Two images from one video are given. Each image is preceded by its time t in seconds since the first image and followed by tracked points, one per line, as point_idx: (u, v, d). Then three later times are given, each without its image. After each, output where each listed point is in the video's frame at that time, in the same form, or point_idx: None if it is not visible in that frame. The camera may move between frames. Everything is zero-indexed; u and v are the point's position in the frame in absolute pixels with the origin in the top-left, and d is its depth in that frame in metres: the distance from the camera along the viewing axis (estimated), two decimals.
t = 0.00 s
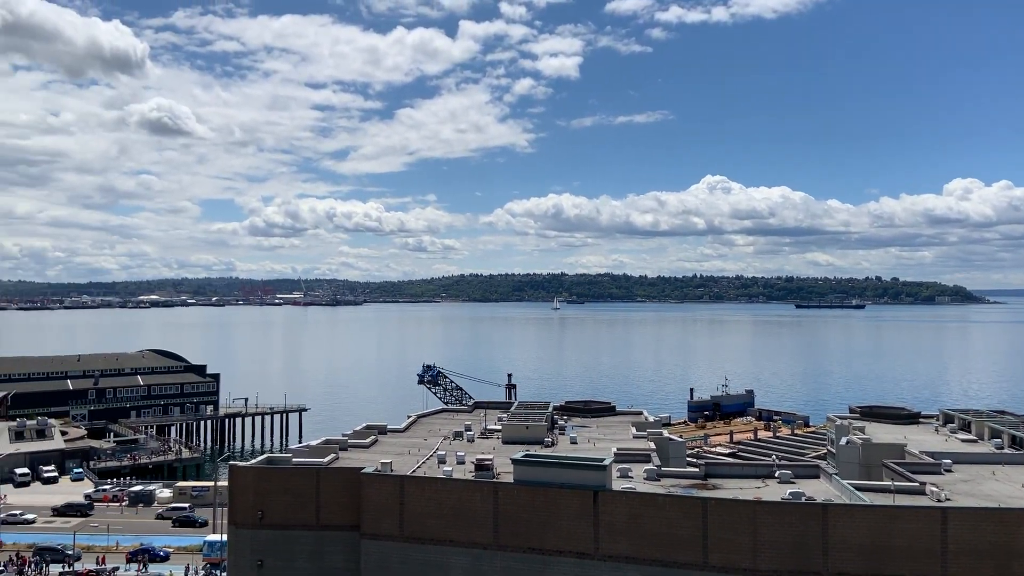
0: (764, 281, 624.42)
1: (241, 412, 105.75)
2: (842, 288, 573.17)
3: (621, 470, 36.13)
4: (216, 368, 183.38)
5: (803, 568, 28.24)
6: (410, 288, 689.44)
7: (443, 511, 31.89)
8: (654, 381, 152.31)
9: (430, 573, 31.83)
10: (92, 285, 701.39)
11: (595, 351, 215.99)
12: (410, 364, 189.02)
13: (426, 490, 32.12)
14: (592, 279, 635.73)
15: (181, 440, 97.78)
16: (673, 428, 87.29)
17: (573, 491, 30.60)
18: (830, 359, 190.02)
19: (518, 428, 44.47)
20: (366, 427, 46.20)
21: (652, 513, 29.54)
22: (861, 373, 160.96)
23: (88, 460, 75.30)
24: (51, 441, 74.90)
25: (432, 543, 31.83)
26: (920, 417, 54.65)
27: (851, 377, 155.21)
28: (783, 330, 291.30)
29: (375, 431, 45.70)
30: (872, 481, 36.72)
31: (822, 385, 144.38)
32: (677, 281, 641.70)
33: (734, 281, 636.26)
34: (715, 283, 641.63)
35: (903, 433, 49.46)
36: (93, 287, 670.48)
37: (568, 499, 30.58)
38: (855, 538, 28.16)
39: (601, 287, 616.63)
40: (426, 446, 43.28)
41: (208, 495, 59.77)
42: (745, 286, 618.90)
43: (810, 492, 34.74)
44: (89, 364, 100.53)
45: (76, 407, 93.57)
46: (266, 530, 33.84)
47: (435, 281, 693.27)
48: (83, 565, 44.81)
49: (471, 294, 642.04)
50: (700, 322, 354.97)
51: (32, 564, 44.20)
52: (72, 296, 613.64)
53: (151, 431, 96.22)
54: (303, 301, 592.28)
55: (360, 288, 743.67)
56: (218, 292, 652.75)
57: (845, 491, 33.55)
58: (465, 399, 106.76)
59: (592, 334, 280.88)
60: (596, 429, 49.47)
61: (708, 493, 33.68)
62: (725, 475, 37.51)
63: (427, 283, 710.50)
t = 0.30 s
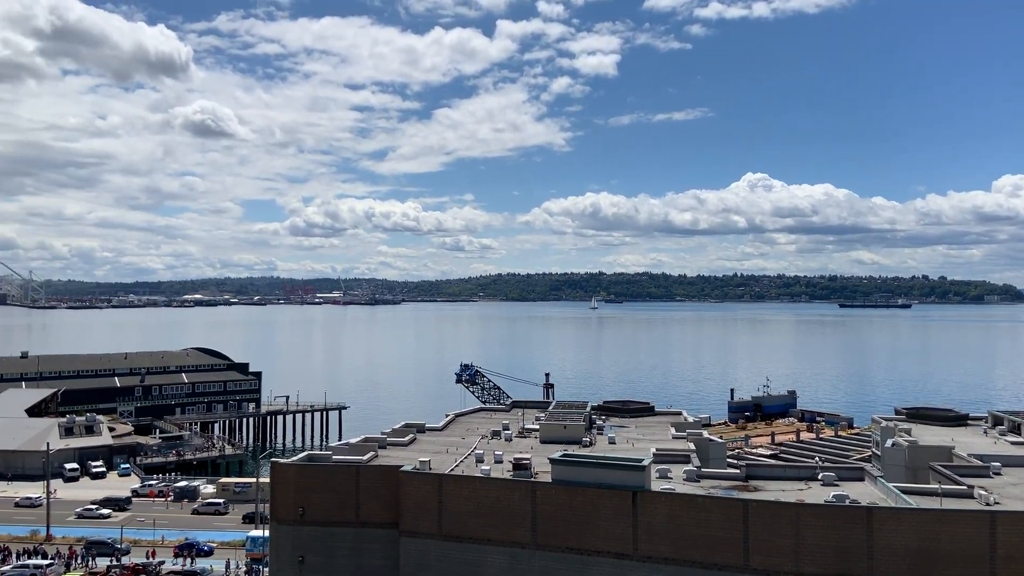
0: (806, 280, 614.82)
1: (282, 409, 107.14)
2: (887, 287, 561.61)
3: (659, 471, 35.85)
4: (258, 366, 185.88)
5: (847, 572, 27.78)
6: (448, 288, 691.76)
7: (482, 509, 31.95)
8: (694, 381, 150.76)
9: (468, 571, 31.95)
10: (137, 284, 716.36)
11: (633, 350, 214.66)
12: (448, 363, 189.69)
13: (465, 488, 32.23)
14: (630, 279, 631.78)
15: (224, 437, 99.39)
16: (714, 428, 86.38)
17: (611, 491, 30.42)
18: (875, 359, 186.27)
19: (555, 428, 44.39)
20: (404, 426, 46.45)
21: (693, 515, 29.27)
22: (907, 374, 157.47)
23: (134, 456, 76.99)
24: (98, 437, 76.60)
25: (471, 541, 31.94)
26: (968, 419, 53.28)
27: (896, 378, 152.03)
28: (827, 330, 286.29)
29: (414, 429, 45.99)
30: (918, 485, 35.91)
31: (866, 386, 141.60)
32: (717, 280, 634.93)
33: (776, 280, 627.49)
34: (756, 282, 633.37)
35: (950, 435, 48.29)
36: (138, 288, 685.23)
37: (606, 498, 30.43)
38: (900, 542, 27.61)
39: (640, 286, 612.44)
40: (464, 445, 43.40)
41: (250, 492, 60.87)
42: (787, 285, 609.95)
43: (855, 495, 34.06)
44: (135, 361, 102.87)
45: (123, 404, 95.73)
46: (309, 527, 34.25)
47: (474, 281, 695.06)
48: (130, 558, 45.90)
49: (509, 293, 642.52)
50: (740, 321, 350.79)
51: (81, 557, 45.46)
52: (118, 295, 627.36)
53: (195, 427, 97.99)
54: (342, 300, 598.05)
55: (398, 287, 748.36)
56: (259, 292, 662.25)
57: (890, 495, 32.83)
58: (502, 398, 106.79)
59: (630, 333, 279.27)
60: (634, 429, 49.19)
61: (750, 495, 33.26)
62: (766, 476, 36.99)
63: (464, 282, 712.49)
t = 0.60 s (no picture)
0: (846, 280, 605.07)
1: (318, 406, 108.21)
2: (930, 287, 550.25)
3: (695, 471, 35.56)
4: (296, 363, 187.99)
5: None
6: (482, 287, 692.92)
7: (517, 508, 31.95)
8: (730, 381, 149.23)
9: (502, 570, 31.98)
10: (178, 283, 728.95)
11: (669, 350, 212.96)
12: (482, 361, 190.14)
13: (499, 487, 32.24)
14: (666, 278, 627.21)
15: (262, 433, 100.74)
16: (751, 430, 85.53)
17: (646, 491, 30.22)
18: (918, 361, 182.43)
19: (590, 427, 44.26)
20: (439, 424, 46.65)
21: (728, 517, 28.98)
22: (952, 376, 153.93)
23: (175, 451, 78.36)
24: (140, 432, 78.09)
25: (505, 540, 31.96)
26: (1013, 420, 52.06)
27: (939, 380, 148.74)
28: (867, 331, 281.30)
29: (448, 427, 46.16)
30: (961, 488, 35.19)
31: (908, 388, 138.85)
32: (754, 280, 627.71)
33: (814, 279, 618.42)
34: (794, 281, 624.76)
35: (994, 437, 47.24)
36: (179, 287, 697.34)
37: (642, 499, 30.24)
38: (943, 547, 27.00)
39: (675, 285, 607.69)
40: (498, 443, 43.48)
41: (288, 487, 61.38)
42: (826, 285, 600.72)
43: (895, 498, 33.48)
44: (176, 357, 104.68)
45: (164, 400, 97.48)
46: (345, 522, 34.55)
47: (508, 280, 695.17)
48: (172, 552, 46.69)
49: (543, 292, 641.90)
50: (778, 321, 345.96)
51: (123, 549, 46.44)
52: (159, 293, 638.90)
53: (234, 423, 99.48)
54: (378, 298, 602.26)
55: (432, 286, 751.49)
56: (296, 291, 669.46)
57: (932, 498, 32.22)
58: (536, 397, 106.72)
59: (666, 334, 277.05)
60: (670, 429, 48.86)
61: (788, 497, 32.85)
62: (804, 478, 36.51)
63: (499, 281, 713.08)
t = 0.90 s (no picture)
0: (880, 280, 596.46)
1: (348, 403, 109.02)
2: (967, 287, 540.62)
3: (726, 472, 35.26)
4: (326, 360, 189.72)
5: None
6: (511, 284, 693.13)
7: (545, 507, 31.94)
8: (761, 381, 147.78)
9: (531, 569, 32.01)
10: (213, 279, 738.77)
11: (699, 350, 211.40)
12: (511, 359, 190.37)
13: (527, 485, 32.25)
14: (696, 277, 622.88)
15: (293, 429, 101.79)
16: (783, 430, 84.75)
17: (676, 492, 30.05)
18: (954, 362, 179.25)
19: (619, 427, 44.06)
20: (468, 422, 46.76)
21: (759, 518, 28.70)
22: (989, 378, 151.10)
23: (208, 446, 79.46)
24: (174, 427, 79.14)
25: (534, 538, 31.98)
26: None
27: (976, 381, 146.08)
28: (901, 331, 277.27)
29: (477, 425, 46.25)
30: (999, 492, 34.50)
31: (944, 390, 136.44)
32: (786, 280, 621.16)
33: (847, 279, 610.69)
34: (827, 281, 617.05)
35: None
36: (211, 284, 705.91)
37: (671, 499, 30.05)
38: (979, 551, 26.54)
39: (705, 284, 603.37)
40: (527, 442, 43.50)
41: (318, 483, 62.20)
42: (859, 284, 592.81)
43: (930, 501, 32.95)
44: (209, 354, 106.04)
45: (198, 396, 98.78)
46: (374, 518, 34.79)
47: (537, 278, 694.81)
48: (206, 546, 47.28)
49: (572, 291, 640.65)
50: (810, 321, 341.99)
51: (157, 542, 47.16)
52: (192, 290, 647.44)
53: (265, 419, 100.57)
54: (408, 297, 605.05)
55: (462, 284, 753.36)
56: (327, 288, 674.93)
57: (968, 501, 31.66)
58: (565, 395, 106.55)
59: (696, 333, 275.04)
60: (700, 429, 48.52)
61: (820, 499, 32.48)
62: (837, 480, 36.02)
63: (527, 279, 712.97)
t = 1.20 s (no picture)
0: (915, 279, 586.76)
1: (377, 401, 109.71)
2: (1005, 287, 529.82)
3: (756, 473, 34.92)
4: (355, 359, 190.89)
5: None
6: (539, 285, 692.05)
7: (573, 506, 31.89)
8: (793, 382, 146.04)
9: (559, 568, 31.98)
10: (246, 278, 748.57)
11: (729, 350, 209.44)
12: (540, 359, 190.67)
13: (556, 485, 32.21)
14: (726, 276, 617.51)
15: (323, 427, 102.66)
16: (814, 432, 83.77)
17: (706, 493, 29.82)
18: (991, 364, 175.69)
19: (648, 427, 43.85)
20: (496, 421, 46.83)
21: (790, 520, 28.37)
22: None
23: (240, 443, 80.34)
24: (207, 424, 80.16)
25: (562, 538, 31.94)
26: None
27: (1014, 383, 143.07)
28: (937, 332, 272.49)
29: (506, 425, 46.31)
30: None
31: (982, 392, 133.81)
32: (818, 280, 613.50)
33: (881, 279, 601.66)
34: (860, 281, 608.23)
35: None
36: (243, 283, 713.22)
37: (701, 500, 29.83)
38: (1017, 556, 26.06)
39: (736, 284, 598.01)
40: (555, 441, 43.46)
41: (348, 480, 62.76)
42: (893, 284, 583.80)
43: (965, 504, 32.38)
44: (242, 352, 107.38)
45: (230, 393, 100.01)
46: (403, 516, 34.98)
47: (566, 278, 693.01)
48: (239, 541, 47.86)
49: (601, 291, 638.16)
50: (843, 322, 337.11)
51: (190, 538, 47.79)
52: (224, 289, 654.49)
53: (296, 417, 101.59)
54: (437, 296, 606.80)
55: (490, 283, 754.29)
56: (357, 287, 680.18)
57: (1005, 505, 31.05)
58: (594, 395, 106.21)
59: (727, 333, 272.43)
60: (730, 430, 48.12)
61: (852, 502, 32.04)
62: (870, 482, 35.52)
63: (556, 279, 711.57)
